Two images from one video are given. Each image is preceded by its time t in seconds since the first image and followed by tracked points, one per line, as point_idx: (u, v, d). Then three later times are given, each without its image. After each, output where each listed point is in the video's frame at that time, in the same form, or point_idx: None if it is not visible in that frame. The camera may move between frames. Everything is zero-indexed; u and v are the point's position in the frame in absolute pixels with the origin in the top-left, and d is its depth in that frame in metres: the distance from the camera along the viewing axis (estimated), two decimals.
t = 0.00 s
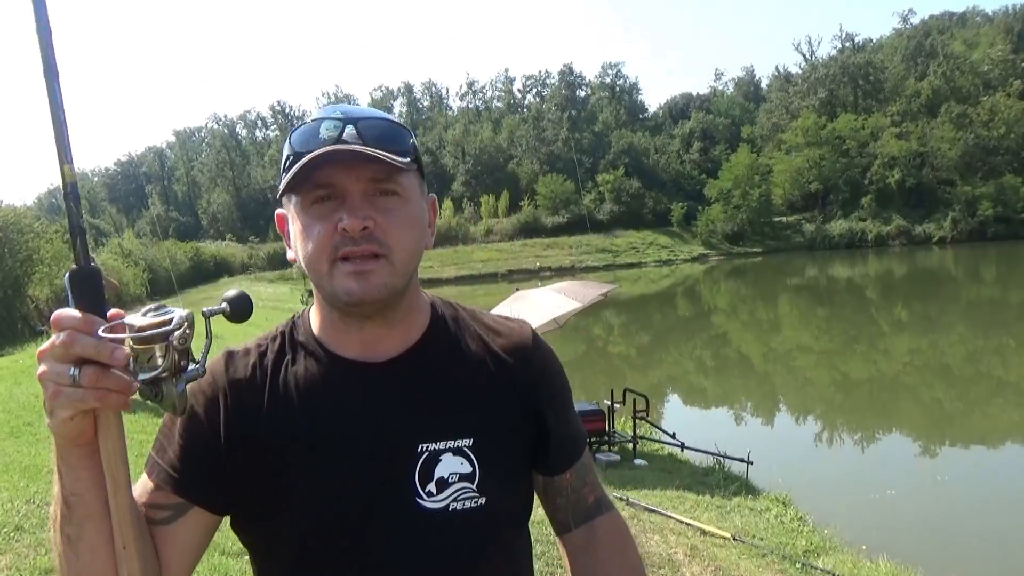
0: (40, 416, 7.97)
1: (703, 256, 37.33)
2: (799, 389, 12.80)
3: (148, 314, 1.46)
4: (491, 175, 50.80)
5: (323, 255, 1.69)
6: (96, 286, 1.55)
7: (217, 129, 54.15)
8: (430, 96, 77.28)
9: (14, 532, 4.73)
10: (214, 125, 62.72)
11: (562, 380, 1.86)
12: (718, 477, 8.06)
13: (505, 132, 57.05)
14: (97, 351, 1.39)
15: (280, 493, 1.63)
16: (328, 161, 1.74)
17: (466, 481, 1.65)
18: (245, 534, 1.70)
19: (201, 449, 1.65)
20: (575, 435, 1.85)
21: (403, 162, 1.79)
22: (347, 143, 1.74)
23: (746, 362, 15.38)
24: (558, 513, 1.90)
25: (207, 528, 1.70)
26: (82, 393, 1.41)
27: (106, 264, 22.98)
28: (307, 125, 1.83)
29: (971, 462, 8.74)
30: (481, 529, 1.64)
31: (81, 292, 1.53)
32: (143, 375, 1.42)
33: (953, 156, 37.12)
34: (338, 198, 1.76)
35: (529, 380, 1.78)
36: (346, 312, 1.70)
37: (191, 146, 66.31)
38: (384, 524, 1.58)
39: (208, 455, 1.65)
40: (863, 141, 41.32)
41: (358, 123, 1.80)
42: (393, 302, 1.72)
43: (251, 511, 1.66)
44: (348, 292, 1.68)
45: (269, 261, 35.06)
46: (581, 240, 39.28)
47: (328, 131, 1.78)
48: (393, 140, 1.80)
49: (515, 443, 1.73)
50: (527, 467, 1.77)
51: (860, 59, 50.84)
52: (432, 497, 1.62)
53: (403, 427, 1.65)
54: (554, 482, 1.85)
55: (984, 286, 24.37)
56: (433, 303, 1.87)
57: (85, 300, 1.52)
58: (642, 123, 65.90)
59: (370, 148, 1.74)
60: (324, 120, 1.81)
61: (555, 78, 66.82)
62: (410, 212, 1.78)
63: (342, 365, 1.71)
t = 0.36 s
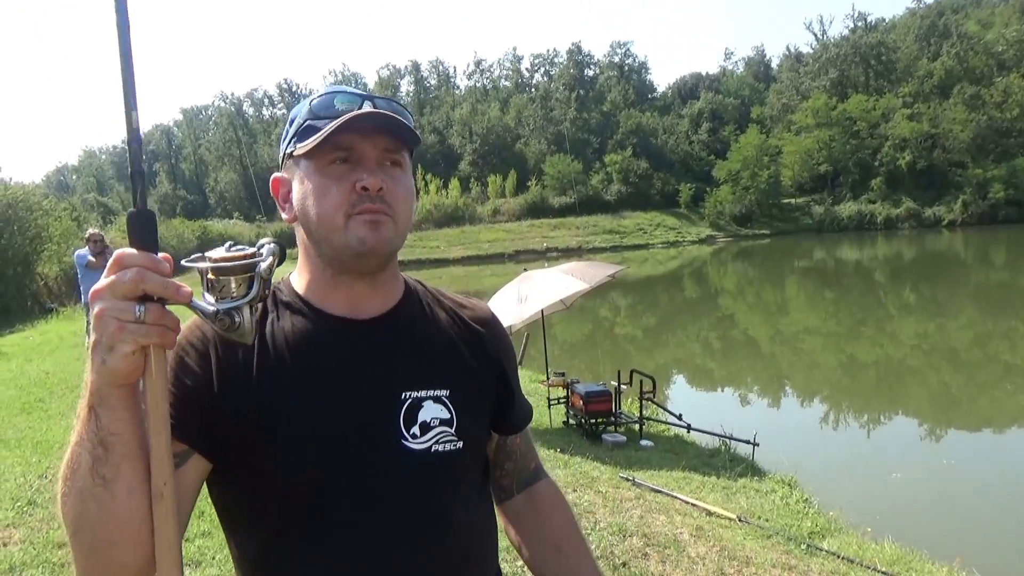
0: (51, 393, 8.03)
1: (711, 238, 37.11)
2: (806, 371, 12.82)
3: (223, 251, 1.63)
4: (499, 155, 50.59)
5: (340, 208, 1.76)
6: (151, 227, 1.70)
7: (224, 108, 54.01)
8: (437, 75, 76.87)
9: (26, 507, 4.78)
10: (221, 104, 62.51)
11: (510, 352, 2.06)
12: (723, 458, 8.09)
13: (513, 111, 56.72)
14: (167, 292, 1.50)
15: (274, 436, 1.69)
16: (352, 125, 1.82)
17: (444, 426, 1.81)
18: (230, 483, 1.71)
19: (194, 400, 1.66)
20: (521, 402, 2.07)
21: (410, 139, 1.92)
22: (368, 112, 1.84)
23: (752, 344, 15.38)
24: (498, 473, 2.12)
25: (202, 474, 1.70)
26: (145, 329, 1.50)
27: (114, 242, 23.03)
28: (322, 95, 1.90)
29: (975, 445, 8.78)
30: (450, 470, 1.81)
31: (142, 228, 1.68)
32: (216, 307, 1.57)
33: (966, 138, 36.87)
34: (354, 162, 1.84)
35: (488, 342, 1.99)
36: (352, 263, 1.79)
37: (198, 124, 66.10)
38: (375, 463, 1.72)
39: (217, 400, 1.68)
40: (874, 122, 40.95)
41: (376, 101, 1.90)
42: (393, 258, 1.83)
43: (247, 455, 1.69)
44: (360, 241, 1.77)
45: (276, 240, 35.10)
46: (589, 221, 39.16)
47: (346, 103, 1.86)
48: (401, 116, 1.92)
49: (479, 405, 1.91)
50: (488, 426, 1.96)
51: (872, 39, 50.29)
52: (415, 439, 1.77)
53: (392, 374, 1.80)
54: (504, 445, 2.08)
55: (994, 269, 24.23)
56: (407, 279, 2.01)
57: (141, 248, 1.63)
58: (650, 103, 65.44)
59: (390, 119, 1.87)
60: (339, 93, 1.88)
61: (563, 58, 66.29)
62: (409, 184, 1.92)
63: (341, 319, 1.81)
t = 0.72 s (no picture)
0: (90, 383, 8.22)
1: (742, 231, 36.72)
2: (840, 367, 12.64)
3: (327, 256, 1.61)
4: (528, 149, 50.56)
5: (385, 215, 1.82)
6: (260, 231, 1.86)
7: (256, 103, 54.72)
8: (466, 68, 77.04)
9: (68, 494, 4.91)
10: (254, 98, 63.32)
11: (527, 343, 2.07)
12: (754, 455, 8.02)
13: (542, 104, 56.66)
14: (276, 291, 1.57)
15: (337, 412, 1.70)
16: (390, 142, 1.85)
17: (477, 403, 1.84)
18: (290, 454, 1.72)
19: (277, 373, 1.71)
20: (541, 386, 2.07)
21: (438, 147, 1.94)
22: (400, 128, 1.86)
23: (784, 340, 15.22)
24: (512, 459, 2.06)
25: (272, 444, 1.71)
26: (255, 321, 1.54)
27: (150, 236, 23.48)
28: (356, 114, 1.93)
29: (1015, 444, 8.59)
30: (482, 450, 1.85)
31: (252, 235, 1.85)
32: (313, 304, 1.57)
33: (1007, 128, 36.54)
34: (393, 175, 1.87)
35: (506, 329, 2.02)
36: (397, 264, 1.84)
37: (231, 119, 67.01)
38: (427, 440, 1.75)
39: (302, 369, 1.73)
40: (910, 113, 40.22)
41: (408, 117, 1.91)
42: (428, 256, 1.87)
43: (311, 431, 1.70)
44: (402, 242, 1.82)
45: (307, 233, 35.51)
46: (619, 214, 39.03)
47: (380, 122, 1.88)
48: (429, 130, 1.94)
49: (501, 380, 1.94)
50: (508, 406, 1.97)
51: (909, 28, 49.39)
52: (451, 414, 1.80)
53: (429, 358, 1.82)
54: (520, 426, 2.04)
55: None
56: (439, 276, 2.03)
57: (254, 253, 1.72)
58: (681, 95, 64.95)
59: (421, 133, 1.88)
60: (374, 112, 1.91)
61: (593, 51, 66.04)
62: (442, 192, 1.95)
63: (385, 308, 1.83)
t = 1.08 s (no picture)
0: (114, 377, 8.34)
1: (762, 229, 36.43)
2: (861, 367, 12.51)
3: (362, 246, 1.60)
4: (547, 147, 50.49)
5: (398, 212, 1.86)
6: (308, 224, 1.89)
7: (277, 101, 55.13)
8: (486, 66, 77.07)
9: (90, 487, 4.99)
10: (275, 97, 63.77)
11: (525, 339, 2.12)
12: (774, 454, 7.96)
13: (561, 102, 56.56)
14: (321, 276, 1.56)
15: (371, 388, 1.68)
16: (410, 146, 1.89)
17: (490, 385, 1.86)
18: (320, 422, 1.67)
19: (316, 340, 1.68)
20: (531, 375, 2.10)
21: (460, 154, 1.96)
22: (425, 135, 1.89)
23: (804, 339, 15.10)
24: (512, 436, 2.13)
25: (306, 411, 1.66)
26: (298, 305, 1.52)
27: (172, 233, 23.75)
28: (389, 120, 1.96)
29: None
30: (494, 430, 1.86)
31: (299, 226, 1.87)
32: (352, 289, 1.56)
33: None
34: (410, 176, 1.90)
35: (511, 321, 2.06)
36: (417, 260, 1.86)
37: (253, 117, 67.60)
38: (451, 419, 1.74)
39: (340, 342, 1.70)
40: (934, 110, 39.73)
41: (432, 125, 1.94)
42: (444, 254, 1.90)
43: (343, 403, 1.66)
44: (411, 239, 1.84)
45: (327, 231, 35.73)
46: (638, 212, 38.88)
47: (408, 127, 1.90)
48: (454, 138, 1.97)
49: (504, 364, 1.97)
50: (509, 390, 2.00)
51: (934, 24, 48.79)
52: (469, 392, 1.80)
53: (447, 337, 1.82)
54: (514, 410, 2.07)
55: None
56: (453, 271, 2.05)
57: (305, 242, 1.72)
58: (701, 92, 64.58)
59: (443, 142, 1.91)
60: (406, 118, 1.93)
61: (613, 48, 65.82)
62: (462, 195, 1.98)
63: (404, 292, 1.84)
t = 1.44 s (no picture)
0: (111, 361, 8.34)
1: (761, 217, 36.36)
2: (858, 355, 12.53)
3: (365, 228, 1.59)
4: (546, 133, 50.33)
5: (406, 199, 1.85)
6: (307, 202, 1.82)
7: (275, 86, 54.87)
8: (485, 52, 76.68)
9: (86, 470, 4.99)
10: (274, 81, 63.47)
11: (516, 330, 2.11)
12: (769, 440, 7.98)
13: (561, 88, 56.34)
14: (319, 253, 1.54)
15: (369, 363, 1.66)
16: (424, 135, 1.87)
17: (485, 371, 1.86)
18: (313, 397, 1.64)
19: (314, 314, 1.65)
20: (518, 367, 2.11)
21: (470, 148, 1.95)
22: (442, 126, 1.88)
23: (802, 326, 15.10)
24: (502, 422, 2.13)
25: (298, 386, 1.63)
26: (298, 279, 1.50)
27: (169, 217, 23.69)
28: (408, 104, 1.94)
29: None
30: (487, 412, 1.87)
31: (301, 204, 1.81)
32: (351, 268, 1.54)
33: None
34: (420, 164, 1.89)
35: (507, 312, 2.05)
36: (416, 250, 1.85)
37: (251, 102, 67.30)
38: (445, 398, 1.74)
39: (337, 318, 1.68)
40: (935, 98, 39.62)
41: (448, 115, 1.93)
42: (443, 244, 1.89)
43: (338, 380, 1.64)
44: (415, 225, 1.84)
45: (325, 216, 35.66)
46: (637, 198, 38.80)
47: (423, 115, 1.89)
48: (466, 131, 1.96)
49: (496, 352, 1.97)
50: (501, 377, 1.99)
51: (936, 11, 48.59)
52: (464, 377, 1.80)
53: (442, 320, 1.82)
54: (504, 399, 2.07)
55: None
56: (453, 262, 2.03)
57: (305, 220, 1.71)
58: (701, 78, 64.36)
59: (458, 134, 1.90)
60: (421, 107, 1.91)
61: (613, 34, 65.50)
62: (468, 187, 1.98)
63: (407, 276, 1.82)
